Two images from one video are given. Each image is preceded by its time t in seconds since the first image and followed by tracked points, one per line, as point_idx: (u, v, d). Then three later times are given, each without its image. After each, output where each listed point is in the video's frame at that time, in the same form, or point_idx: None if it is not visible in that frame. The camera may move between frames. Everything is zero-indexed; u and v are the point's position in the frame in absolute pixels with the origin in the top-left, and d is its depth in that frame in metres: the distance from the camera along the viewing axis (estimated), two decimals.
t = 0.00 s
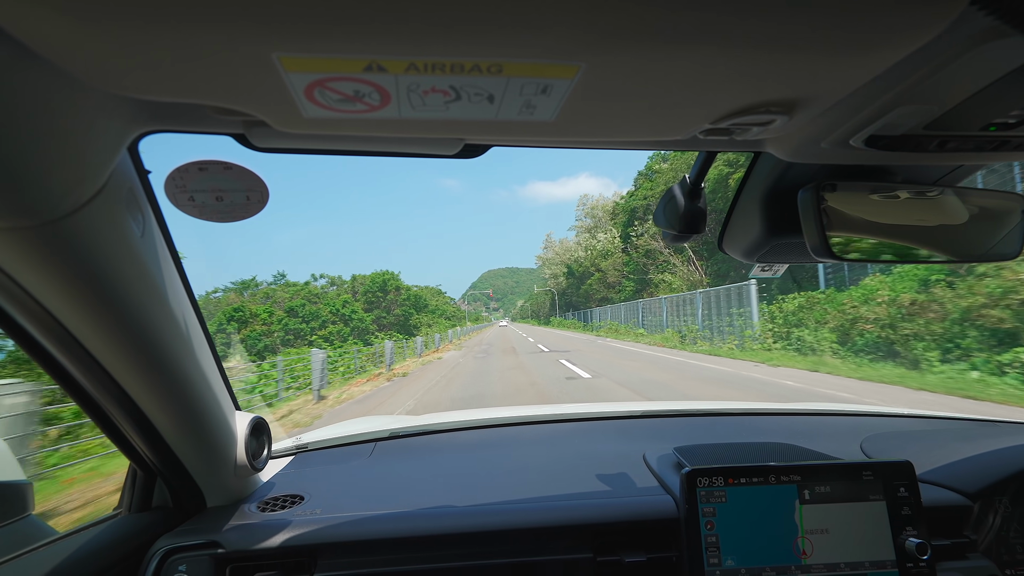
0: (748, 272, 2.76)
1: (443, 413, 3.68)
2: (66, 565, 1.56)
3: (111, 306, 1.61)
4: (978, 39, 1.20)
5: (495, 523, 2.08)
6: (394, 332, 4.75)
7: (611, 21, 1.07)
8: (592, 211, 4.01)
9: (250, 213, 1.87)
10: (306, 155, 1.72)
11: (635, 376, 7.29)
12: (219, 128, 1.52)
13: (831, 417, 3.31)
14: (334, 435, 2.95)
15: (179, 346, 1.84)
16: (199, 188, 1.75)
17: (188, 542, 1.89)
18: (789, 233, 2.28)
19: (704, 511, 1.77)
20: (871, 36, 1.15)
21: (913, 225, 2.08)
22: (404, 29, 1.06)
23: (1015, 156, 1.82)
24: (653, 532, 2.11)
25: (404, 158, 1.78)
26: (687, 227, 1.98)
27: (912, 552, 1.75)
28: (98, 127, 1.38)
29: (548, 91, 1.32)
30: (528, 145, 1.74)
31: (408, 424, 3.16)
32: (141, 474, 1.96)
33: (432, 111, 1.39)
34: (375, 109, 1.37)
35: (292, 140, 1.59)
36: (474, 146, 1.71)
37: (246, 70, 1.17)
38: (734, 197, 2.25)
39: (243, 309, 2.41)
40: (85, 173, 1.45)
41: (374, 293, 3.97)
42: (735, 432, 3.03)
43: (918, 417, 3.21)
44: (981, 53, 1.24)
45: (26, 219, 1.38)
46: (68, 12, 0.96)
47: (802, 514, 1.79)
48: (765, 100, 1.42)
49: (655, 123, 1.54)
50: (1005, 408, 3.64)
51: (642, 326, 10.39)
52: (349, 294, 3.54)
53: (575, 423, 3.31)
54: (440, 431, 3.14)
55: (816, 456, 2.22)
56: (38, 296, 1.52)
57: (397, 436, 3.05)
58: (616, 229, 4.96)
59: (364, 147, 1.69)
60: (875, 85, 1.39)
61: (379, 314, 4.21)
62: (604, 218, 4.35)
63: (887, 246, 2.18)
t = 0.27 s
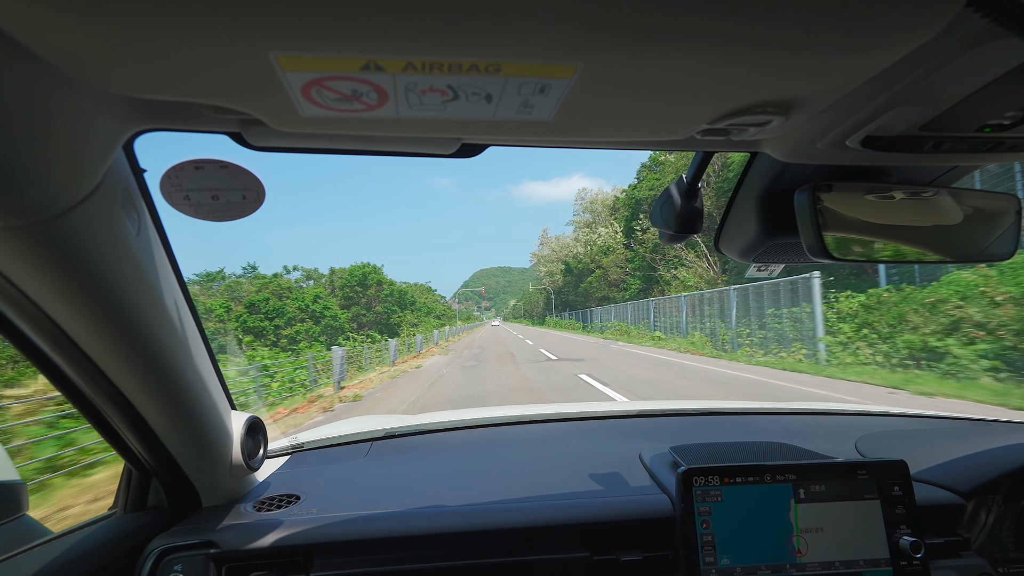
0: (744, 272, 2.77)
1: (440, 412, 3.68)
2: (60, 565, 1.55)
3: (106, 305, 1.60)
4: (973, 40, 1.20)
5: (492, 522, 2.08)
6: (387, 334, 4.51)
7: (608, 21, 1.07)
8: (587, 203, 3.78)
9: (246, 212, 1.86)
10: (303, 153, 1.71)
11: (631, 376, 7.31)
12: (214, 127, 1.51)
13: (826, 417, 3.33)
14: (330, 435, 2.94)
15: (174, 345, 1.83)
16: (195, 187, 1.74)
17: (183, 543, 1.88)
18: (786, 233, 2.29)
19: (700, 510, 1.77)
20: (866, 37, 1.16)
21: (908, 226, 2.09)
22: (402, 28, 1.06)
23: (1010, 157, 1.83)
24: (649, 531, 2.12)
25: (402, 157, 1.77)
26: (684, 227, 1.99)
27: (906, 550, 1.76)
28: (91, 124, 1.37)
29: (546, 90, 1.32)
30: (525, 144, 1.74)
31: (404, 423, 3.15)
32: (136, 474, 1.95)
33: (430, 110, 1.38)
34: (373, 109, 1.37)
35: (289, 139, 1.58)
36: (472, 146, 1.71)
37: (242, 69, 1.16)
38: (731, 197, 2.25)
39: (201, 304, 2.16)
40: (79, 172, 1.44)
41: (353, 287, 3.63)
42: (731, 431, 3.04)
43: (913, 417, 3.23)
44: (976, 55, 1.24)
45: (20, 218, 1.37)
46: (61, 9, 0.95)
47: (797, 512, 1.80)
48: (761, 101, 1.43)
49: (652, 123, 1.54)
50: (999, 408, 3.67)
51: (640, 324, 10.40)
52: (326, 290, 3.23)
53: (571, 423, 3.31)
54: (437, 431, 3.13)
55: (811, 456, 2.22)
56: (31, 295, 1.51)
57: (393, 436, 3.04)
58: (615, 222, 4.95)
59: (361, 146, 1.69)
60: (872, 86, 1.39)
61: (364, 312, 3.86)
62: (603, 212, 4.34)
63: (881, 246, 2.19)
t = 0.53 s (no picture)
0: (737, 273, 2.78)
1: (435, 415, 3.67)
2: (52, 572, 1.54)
3: (99, 310, 1.59)
4: (963, 44, 1.21)
5: (488, 524, 2.08)
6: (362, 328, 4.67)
7: (603, 24, 1.07)
8: (585, 194, 3.50)
9: (240, 215, 1.85)
10: (297, 155, 1.70)
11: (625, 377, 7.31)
12: (207, 129, 1.50)
13: (819, 416, 3.35)
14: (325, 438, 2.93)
15: (168, 350, 1.82)
16: (188, 190, 1.73)
17: (178, 548, 1.86)
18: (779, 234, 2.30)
19: (696, 510, 1.78)
20: (857, 40, 1.17)
21: (899, 226, 2.10)
22: (397, 31, 1.05)
23: (999, 159, 1.85)
24: (645, 532, 2.12)
25: (397, 159, 1.77)
26: (678, 228, 1.99)
27: (900, 548, 1.77)
28: (83, 126, 1.36)
29: (540, 93, 1.32)
30: (520, 146, 1.74)
31: (399, 426, 3.14)
32: (129, 478, 1.94)
33: (424, 112, 1.38)
34: (367, 111, 1.37)
35: (282, 141, 1.57)
36: (466, 148, 1.71)
37: (236, 71, 1.16)
38: (725, 198, 2.26)
39: (195, 307, 2.14)
40: (72, 175, 1.43)
41: (328, 281, 3.62)
42: (726, 432, 3.05)
43: (905, 416, 3.25)
44: (966, 58, 1.25)
45: (13, 222, 1.36)
46: (52, 11, 0.95)
47: (791, 512, 1.81)
48: (755, 103, 1.43)
49: (647, 125, 1.55)
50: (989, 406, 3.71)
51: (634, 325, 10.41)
52: (289, 280, 3.00)
53: (567, 424, 3.32)
54: (432, 433, 3.13)
55: (805, 456, 2.23)
56: (23, 299, 1.50)
57: (388, 439, 3.03)
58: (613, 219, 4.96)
59: (355, 149, 1.68)
60: (864, 89, 1.40)
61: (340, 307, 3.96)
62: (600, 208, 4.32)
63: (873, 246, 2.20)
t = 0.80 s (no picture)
0: (733, 272, 2.78)
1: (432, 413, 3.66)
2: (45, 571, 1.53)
3: (92, 308, 1.58)
4: (957, 43, 1.22)
5: (484, 522, 2.08)
6: (373, 321, 4.38)
7: (598, 23, 1.08)
8: (592, 191, 3.29)
9: (236, 213, 1.83)
10: (293, 153, 1.69)
11: (623, 376, 7.31)
12: (202, 126, 1.49)
13: (815, 415, 3.36)
14: (321, 436, 2.92)
15: (162, 348, 1.81)
16: (183, 187, 1.72)
17: (172, 547, 1.85)
18: (775, 233, 2.31)
19: (691, 508, 1.78)
20: (851, 40, 1.18)
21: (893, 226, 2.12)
22: (391, 28, 1.05)
23: (993, 158, 1.86)
24: (641, 529, 2.13)
25: (393, 157, 1.77)
26: (674, 227, 2.00)
27: (893, 546, 1.78)
28: (76, 123, 1.35)
29: (536, 91, 1.32)
30: (517, 144, 1.74)
31: (396, 424, 3.14)
32: (123, 477, 1.93)
33: (420, 110, 1.38)
34: (363, 108, 1.36)
35: (278, 138, 1.57)
36: (463, 145, 1.71)
37: (230, 68, 1.15)
38: (721, 196, 2.27)
39: (190, 305, 2.12)
40: (65, 171, 1.42)
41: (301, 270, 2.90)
42: (722, 430, 3.06)
43: (900, 414, 3.27)
44: (959, 57, 1.26)
45: (5, 218, 1.35)
46: (44, 7, 0.94)
47: (785, 509, 1.81)
48: (750, 102, 1.44)
49: (643, 124, 1.55)
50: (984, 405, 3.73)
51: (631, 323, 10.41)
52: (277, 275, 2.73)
53: (564, 422, 3.33)
54: (429, 431, 3.12)
55: (801, 454, 2.24)
56: (15, 297, 1.49)
57: (385, 437, 3.03)
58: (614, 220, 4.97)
59: (352, 146, 1.68)
60: (858, 88, 1.41)
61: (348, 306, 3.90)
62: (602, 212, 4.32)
63: (867, 245, 2.22)
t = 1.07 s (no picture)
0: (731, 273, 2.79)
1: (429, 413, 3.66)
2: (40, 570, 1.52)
3: (88, 307, 1.57)
4: (954, 46, 1.22)
5: (481, 522, 2.08)
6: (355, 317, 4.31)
7: (596, 23, 1.08)
8: (592, 189, 3.22)
9: (232, 211, 1.84)
10: (290, 152, 1.69)
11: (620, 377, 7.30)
12: (199, 125, 1.49)
13: (812, 416, 3.37)
14: (318, 436, 2.92)
15: (158, 348, 1.81)
16: (179, 185, 1.72)
17: (167, 547, 1.84)
18: (772, 234, 2.32)
19: (687, 509, 1.78)
20: (848, 42, 1.18)
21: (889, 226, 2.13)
22: (389, 27, 1.05)
23: (990, 160, 1.86)
24: (637, 530, 2.13)
25: (389, 157, 1.77)
26: (672, 228, 2.00)
27: (889, 547, 1.79)
28: (72, 120, 1.34)
29: (534, 91, 1.32)
30: (514, 144, 1.74)
31: (392, 424, 3.13)
32: (119, 477, 1.93)
33: (418, 109, 1.38)
34: (360, 108, 1.36)
35: (276, 137, 1.56)
36: (460, 145, 1.71)
37: (228, 66, 1.15)
38: (718, 197, 2.27)
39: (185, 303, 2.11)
40: (61, 169, 1.41)
41: (281, 261, 2.84)
42: (719, 431, 3.06)
43: (897, 416, 3.28)
44: (957, 60, 1.26)
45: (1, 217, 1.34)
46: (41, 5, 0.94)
47: (782, 510, 1.82)
48: (747, 103, 1.44)
49: (640, 124, 1.55)
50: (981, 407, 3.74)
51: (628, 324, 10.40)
52: (264, 266, 2.70)
53: (561, 423, 3.33)
54: (426, 431, 3.12)
55: (797, 455, 2.25)
56: (11, 296, 1.48)
57: (382, 437, 3.02)
58: (609, 221, 4.96)
59: (349, 146, 1.68)
60: (855, 90, 1.41)
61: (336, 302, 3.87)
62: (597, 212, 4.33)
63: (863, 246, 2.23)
